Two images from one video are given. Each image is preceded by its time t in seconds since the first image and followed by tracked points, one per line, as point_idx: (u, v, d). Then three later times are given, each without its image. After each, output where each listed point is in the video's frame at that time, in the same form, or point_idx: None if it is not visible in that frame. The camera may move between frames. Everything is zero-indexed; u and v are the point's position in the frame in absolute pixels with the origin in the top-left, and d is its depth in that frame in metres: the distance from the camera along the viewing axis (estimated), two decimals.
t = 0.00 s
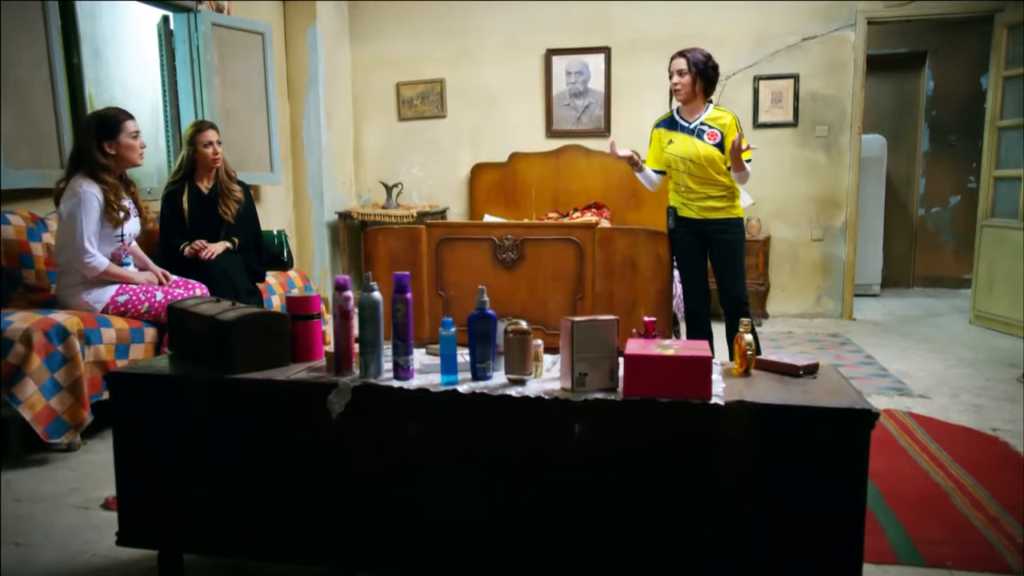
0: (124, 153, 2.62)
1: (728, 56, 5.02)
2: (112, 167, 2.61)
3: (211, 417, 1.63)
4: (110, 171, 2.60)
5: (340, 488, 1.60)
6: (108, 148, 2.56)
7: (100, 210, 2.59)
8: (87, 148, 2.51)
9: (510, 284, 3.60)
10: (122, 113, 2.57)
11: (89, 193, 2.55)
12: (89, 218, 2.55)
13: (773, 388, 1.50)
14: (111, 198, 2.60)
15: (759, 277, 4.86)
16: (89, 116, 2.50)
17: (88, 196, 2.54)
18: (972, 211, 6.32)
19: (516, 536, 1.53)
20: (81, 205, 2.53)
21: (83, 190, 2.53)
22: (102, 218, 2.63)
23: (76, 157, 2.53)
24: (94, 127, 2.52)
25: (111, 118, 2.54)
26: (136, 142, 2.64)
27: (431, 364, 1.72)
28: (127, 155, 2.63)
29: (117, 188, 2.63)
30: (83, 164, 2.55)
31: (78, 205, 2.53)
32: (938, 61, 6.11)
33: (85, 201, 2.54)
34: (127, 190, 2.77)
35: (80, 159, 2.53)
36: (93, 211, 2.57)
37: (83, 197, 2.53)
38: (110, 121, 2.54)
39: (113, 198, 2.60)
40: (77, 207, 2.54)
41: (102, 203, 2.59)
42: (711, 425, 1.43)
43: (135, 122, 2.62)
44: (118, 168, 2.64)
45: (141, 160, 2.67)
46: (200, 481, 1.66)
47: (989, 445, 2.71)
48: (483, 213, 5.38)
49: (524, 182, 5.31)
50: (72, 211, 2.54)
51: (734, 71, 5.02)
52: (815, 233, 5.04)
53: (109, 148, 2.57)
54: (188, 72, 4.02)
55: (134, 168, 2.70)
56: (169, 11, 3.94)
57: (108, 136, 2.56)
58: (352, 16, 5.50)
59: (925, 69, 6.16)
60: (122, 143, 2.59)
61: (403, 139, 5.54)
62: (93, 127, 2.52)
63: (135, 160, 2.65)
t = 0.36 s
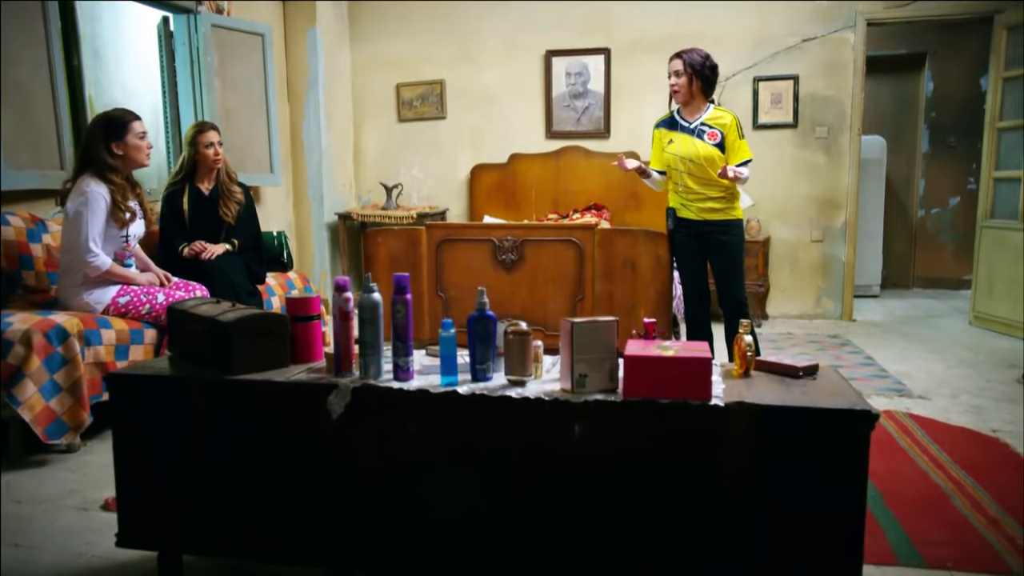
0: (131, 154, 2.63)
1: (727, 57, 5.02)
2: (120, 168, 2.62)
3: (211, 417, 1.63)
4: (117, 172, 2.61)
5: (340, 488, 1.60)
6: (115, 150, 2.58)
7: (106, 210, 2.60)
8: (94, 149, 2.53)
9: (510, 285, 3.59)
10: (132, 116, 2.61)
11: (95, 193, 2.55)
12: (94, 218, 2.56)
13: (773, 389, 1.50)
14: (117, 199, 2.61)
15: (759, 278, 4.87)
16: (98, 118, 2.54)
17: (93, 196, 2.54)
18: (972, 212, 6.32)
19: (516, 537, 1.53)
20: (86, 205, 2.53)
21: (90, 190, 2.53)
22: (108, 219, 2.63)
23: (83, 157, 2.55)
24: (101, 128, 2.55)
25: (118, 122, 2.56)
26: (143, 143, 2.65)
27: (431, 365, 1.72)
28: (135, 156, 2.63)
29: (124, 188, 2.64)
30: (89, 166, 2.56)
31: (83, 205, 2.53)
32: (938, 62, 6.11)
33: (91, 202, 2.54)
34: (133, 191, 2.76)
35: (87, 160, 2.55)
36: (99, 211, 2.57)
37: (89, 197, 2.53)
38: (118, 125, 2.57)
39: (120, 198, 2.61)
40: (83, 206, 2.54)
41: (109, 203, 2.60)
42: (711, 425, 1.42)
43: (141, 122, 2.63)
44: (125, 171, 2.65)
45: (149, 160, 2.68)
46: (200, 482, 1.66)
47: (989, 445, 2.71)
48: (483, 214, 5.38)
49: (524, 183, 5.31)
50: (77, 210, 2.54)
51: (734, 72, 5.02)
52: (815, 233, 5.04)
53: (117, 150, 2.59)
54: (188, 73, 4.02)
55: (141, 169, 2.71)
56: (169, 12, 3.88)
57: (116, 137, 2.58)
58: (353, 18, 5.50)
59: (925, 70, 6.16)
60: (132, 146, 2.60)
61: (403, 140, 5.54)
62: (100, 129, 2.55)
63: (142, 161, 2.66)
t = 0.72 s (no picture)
0: (154, 160, 2.63)
1: (727, 59, 5.02)
2: (143, 174, 2.63)
3: (210, 419, 1.63)
4: (140, 178, 2.61)
5: (339, 488, 1.59)
6: (137, 156, 2.58)
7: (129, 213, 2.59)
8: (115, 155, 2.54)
9: (509, 286, 3.59)
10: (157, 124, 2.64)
11: (121, 197, 2.54)
12: (121, 221, 2.54)
13: (772, 391, 1.50)
14: (141, 205, 2.61)
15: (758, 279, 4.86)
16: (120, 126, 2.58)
17: (118, 199, 2.53)
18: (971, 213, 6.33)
19: (515, 537, 1.53)
20: (112, 208, 2.52)
21: (116, 193, 2.53)
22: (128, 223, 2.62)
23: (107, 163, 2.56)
24: (124, 135, 2.58)
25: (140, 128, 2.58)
26: (166, 149, 2.66)
27: (430, 366, 1.71)
28: (157, 162, 2.63)
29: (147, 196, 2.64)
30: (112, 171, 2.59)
31: (110, 208, 2.52)
32: (937, 64, 6.12)
33: (117, 204, 2.53)
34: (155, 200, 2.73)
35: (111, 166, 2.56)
36: (124, 215, 2.56)
37: (115, 199, 2.52)
38: (140, 132, 2.59)
39: (143, 205, 2.61)
40: (109, 209, 2.52)
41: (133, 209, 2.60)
42: (711, 427, 1.42)
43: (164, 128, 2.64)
44: (149, 177, 2.66)
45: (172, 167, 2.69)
46: (199, 483, 1.66)
47: (989, 447, 2.71)
48: (482, 216, 5.38)
49: (523, 185, 5.32)
50: (102, 212, 2.53)
51: (733, 74, 5.02)
52: (814, 235, 5.05)
53: (139, 156, 2.60)
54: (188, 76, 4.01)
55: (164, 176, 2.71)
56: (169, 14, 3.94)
57: (139, 143, 2.59)
58: (352, 20, 5.51)
59: (924, 73, 6.17)
60: (153, 152, 2.60)
61: (402, 141, 5.54)
62: (123, 136, 2.58)
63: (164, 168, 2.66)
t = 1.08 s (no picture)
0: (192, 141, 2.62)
1: (718, 60, 5.02)
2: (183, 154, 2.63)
3: (199, 423, 1.61)
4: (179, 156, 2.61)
5: (332, 491, 1.57)
6: (176, 135, 2.57)
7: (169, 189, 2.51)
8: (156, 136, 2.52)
9: (501, 287, 3.58)
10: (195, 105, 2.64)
11: (166, 169, 2.50)
12: (163, 194, 2.47)
13: (767, 393, 1.49)
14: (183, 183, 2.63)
15: (749, 280, 4.86)
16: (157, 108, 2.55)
17: (162, 173, 2.47)
18: (960, 214, 6.36)
19: (510, 541, 1.51)
20: (155, 179, 2.45)
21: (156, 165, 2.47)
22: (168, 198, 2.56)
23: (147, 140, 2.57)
24: (162, 114, 2.57)
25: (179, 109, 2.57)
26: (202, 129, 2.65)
27: (422, 369, 1.69)
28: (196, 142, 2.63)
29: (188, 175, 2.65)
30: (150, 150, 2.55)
31: (152, 179, 2.45)
32: (926, 65, 6.14)
33: (162, 177, 2.47)
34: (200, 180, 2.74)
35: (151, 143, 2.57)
36: (167, 189, 2.50)
37: (159, 171, 2.46)
38: (177, 113, 2.58)
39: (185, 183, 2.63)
40: (150, 180, 2.46)
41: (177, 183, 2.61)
42: (707, 430, 1.41)
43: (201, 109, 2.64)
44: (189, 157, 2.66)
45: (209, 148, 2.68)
46: (188, 488, 1.63)
47: (981, 448, 2.72)
48: (473, 217, 5.36)
49: (515, 186, 5.31)
50: (144, 182, 2.46)
51: (724, 75, 5.03)
52: (805, 236, 5.05)
53: (178, 137, 2.58)
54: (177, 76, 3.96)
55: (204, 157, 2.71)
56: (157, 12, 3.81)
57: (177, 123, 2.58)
58: (342, 20, 5.48)
59: (913, 73, 6.18)
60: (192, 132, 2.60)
61: (392, 142, 5.51)
62: (161, 116, 2.57)
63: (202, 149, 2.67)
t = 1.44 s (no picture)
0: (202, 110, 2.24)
1: (703, 64, 5.02)
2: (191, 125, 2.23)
3: (180, 436, 1.56)
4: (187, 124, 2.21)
5: (318, 505, 1.53)
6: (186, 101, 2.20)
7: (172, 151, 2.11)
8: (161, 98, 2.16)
9: (488, 292, 3.54)
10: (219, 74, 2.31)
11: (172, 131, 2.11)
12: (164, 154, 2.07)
13: (765, 401, 1.46)
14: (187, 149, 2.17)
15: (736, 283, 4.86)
16: (170, 70, 2.21)
17: (166, 132, 2.08)
18: (942, 217, 6.40)
19: (503, 555, 1.47)
20: (154, 136, 2.06)
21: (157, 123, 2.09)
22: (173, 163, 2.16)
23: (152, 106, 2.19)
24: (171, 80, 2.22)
25: (193, 70, 2.22)
26: (213, 99, 2.28)
27: (411, 379, 1.65)
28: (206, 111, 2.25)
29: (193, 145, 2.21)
30: (155, 111, 2.19)
31: (150, 136, 2.06)
32: (908, 70, 6.18)
33: (165, 135, 2.08)
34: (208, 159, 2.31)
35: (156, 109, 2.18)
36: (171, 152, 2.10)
37: (161, 128, 2.08)
38: (190, 76, 2.21)
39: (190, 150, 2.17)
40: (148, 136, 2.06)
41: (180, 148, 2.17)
42: (704, 440, 1.38)
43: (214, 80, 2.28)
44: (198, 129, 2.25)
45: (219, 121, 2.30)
46: (168, 503, 1.58)
47: (971, 452, 2.72)
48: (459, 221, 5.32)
49: (500, 190, 5.27)
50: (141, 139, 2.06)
51: (710, 78, 5.02)
52: (791, 239, 5.06)
53: (187, 102, 2.21)
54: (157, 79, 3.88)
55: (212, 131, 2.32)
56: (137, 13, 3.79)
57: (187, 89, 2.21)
58: (325, 22, 5.43)
59: (895, 77, 6.22)
60: (203, 96, 2.22)
61: (377, 145, 5.46)
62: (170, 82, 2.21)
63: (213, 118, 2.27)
